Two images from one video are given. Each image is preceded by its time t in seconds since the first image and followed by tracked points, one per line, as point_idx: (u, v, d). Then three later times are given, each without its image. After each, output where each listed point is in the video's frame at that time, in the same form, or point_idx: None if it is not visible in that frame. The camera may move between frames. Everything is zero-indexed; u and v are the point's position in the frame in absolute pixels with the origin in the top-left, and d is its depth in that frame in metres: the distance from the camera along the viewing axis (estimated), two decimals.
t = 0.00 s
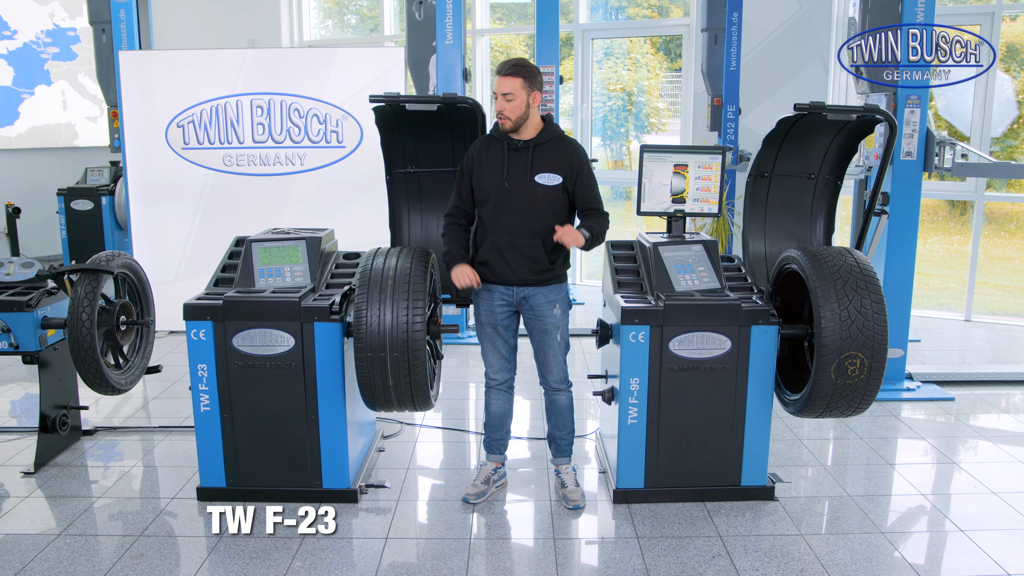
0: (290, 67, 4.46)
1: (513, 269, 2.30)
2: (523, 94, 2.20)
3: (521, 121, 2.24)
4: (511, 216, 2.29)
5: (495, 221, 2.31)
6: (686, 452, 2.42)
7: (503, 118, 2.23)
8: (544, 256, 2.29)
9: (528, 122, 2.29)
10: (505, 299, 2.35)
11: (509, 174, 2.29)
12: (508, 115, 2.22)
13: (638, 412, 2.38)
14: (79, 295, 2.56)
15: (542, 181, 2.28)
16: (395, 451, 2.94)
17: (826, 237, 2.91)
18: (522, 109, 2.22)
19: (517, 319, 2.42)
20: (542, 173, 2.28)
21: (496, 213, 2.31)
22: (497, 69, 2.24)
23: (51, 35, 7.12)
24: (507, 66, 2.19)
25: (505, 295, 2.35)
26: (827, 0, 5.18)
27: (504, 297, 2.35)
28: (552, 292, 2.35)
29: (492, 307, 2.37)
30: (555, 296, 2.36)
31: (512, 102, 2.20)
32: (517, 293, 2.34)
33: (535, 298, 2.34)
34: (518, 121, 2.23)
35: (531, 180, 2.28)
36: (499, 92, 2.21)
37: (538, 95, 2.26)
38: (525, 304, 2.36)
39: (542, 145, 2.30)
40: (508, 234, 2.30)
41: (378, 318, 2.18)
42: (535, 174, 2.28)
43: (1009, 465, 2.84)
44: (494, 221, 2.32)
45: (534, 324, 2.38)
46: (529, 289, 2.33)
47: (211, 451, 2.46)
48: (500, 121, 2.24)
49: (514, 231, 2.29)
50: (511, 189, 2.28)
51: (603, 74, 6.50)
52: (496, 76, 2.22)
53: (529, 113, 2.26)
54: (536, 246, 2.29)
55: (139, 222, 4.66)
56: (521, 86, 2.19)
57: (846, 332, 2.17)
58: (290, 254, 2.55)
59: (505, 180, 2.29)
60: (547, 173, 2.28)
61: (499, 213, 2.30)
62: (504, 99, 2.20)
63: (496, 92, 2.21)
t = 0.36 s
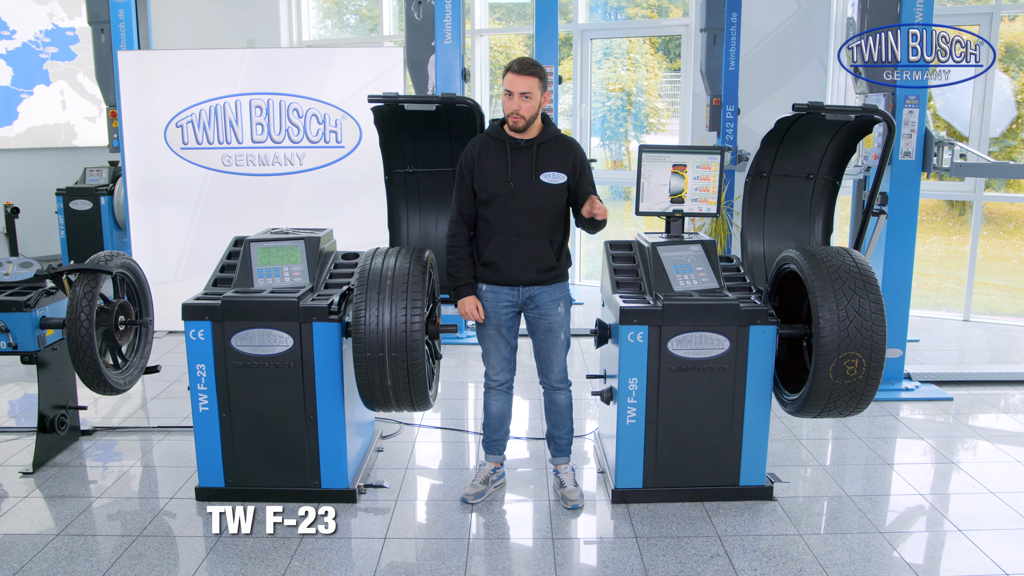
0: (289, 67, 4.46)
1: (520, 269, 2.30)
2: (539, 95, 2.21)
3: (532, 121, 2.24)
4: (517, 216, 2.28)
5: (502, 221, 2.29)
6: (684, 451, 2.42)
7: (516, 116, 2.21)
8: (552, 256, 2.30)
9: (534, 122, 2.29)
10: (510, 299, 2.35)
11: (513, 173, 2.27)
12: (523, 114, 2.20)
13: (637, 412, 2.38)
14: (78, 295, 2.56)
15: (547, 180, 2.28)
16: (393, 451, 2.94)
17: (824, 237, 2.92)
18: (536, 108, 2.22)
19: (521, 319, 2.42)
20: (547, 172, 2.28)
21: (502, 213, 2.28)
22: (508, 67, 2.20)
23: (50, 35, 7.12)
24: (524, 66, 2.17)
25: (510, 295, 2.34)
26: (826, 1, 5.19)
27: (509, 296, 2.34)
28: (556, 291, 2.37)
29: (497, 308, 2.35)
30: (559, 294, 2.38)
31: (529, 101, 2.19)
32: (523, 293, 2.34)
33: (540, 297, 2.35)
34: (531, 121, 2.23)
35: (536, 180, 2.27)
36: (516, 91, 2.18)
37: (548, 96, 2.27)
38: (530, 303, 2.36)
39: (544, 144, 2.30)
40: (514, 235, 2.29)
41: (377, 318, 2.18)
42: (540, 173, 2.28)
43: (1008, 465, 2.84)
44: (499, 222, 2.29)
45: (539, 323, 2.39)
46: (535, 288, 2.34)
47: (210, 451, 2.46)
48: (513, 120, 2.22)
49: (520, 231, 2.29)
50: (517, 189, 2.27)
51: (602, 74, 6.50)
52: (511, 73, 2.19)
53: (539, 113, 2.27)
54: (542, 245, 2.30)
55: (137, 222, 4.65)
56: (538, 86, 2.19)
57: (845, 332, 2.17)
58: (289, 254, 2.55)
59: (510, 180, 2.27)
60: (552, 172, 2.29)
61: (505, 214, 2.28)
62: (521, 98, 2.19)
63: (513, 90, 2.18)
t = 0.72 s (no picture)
0: (288, 67, 4.46)
1: (525, 269, 2.30)
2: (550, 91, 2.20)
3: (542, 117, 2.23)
4: (522, 216, 2.27)
5: (508, 222, 2.28)
6: (683, 451, 2.42)
7: (527, 113, 2.20)
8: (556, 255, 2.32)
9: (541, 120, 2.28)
10: (515, 300, 2.34)
11: (519, 173, 2.26)
12: (534, 111, 2.19)
13: (635, 412, 2.38)
14: (76, 295, 2.55)
15: (552, 180, 2.28)
16: (392, 451, 2.94)
17: (823, 237, 2.92)
18: (547, 105, 2.21)
19: (525, 319, 2.42)
20: (552, 172, 2.29)
21: (508, 214, 2.27)
22: (515, 65, 2.18)
23: (48, 35, 7.11)
24: (535, 62, 2.16)
25: (514, 296, 2.34)
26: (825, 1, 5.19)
27: (514, 296, 2.34)
28: (559, 290, 2.37)
29: (501, 308, 2.35)
30: (562, 293, 2.38)
31: (541, 98, 2.18)
32: (527, 292, 2.34)
33: (544, 296, 2.35)
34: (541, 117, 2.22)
35: (541, 180, 2.27)
36: (527, 88, 2.17)
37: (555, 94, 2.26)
38: (534, 303, 2.36)
39: (548, 144, 2.30)
40: (519, 235, 2.29)
41: (375, 318, 2.18)
42: (546, 174, 2.28)
43: (1006, 465, 2.84)
44: (505, 223, 2.28)
45: (542, 323, 2.39)
46: (540, 287, 2.34)
47: (208, 451, 2.46)
48: (523, 117, 2.21)
49: (526, 231, 2.28)
50: (523, 190, 2.26)
51: (601, 74, 6.50)
52: (521, 70, 2.18)
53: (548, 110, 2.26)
54: (548, 245, 2.30)
55: (136, 222, 4.65)
56: (548, 82, 2.19)
57: (843, 332, 2.17)
58: (287, 254, 2.55)
59: (516, 180, 2.26)
60: (557, 173, 2.29)
61: (511, 214, 2.27)
62: (533, 95, 2.18)
63: (524, 87, 2.17)
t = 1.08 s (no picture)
0: (287, 67, 4.45)
1: (532, 270, 2.30)
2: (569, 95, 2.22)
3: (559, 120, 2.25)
4: (529, 216, 2.27)
5: (515, 222, 2.27)
6: (682, 451, 2.42)
7: (551, 118, 2.20)
8: (563, 256, 2.32)
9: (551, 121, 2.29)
10: (522, 301, 2.34)
11: (525, 173, 2.26)
12: (559, 115, 2.20)
13: (634, 412, 2.38)
14: (74, 295, 2.55)
15: (557, 181, 2.28)
16: (390, 451, 2.94)
17: (822, 237, 2.93)
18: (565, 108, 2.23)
19: (529, 319, 2.41)
20: (557, 172, 2.29)
21: (515, 214, 2.27)
22: (539, 69, 2.16)
23: (46, 34, 7.11)
24: (560, 68, 2.16)
25: (522, 297, 2.34)
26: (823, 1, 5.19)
27: (521, 297, 2.34)
28: (564, 290, 2.37)
29: (508, 308, 2.34)
30: (568, 294, 2.38)
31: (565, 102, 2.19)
32: (533, 293, 2.34)
33: (551, 296, 2.35)
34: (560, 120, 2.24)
35: (547, 180, 2.27)
36: (555, 93, 2.17)
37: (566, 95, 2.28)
38: (540, 303, 2.36)
39: (552, 144, 2.30)
40: (526, 235, 2.28)
41: (374, 318, 2.18)
42: (551, 174, 2.28)
43: (1004, 465, 2.85)
44: (512, 224, 2.27)
45: (546, 323, 2.39)
46: (546, 288, 2.34)
47: (206, 451, 2.46)
48: (548, 122, 2.21)
49: (533, 232, 2.28)
50: (529, 190, 2.26)
51: (599, 74, 6.50)
52: (546, 75, 2.16)
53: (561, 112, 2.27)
54: (554, 246, 2.31)
55: (134, 222, 4.65)
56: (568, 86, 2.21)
57: (842, 332, 2.17)
58: (286, 254, 2.55)
59: (522, 181, 2.26)
60: (562, 173, 2.29)
61: (518, 214, 2.27)
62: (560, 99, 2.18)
63: (553, 93, 2.16)
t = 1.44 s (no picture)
0: (285, 67, 4.45)
1: (538, 270, 2.29)
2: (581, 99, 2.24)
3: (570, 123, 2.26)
4: (535, 216, 2.27)
5: (521, 222, 2.27)
6: (680, 451, 2.42)
7: (564, 122, 2.21)
8: (568, 257, 2.32)
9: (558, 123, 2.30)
10: (526, 302, 2.34)
11: (532, 174, 2.26)
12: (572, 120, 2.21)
13: (632, 412, 2.38)
14: (72, 295, 2.55)
15: (563, 182, 2.29)
16: (388, 451, 2.93)
17: (820, 237, 2.91)
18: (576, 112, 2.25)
19: (532, 319, 2.41)
20: (563, 173, 2.29)
21: (521, 214, 2.26)
22: (556, 72, 2.17)
23: (44, 34, 7.10)
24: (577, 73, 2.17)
25: (526, 297, 2.34)
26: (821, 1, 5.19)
27: (525, 298, 2.33)
28: (568, 290, 2.37)
29: (512, 308, 2.34)
30: (572, 294, 2.38)
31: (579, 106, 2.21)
32: (537, 294, 2.34)
33: (555, 296, 2.35)
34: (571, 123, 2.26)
35: (554, 181, 2.27)
36: (571, 98, 2.17)
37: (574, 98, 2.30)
38: (543, 304, 2.36)
39: (559, 145, 2.30)
40: (532, 236, 2.28)
41: (372, 319, 2.18)
42: (558, 174, 2.28)
43: (1002, 465, 2.85)
44: (517, 224, 2.27)
45: (548, 323, 2.39)
46: (551, 288, 2.34)
47: (203, 452, 2.45)
48: (561, 125, 2.21)
49: (539, 233, 2.28)
50: (535, 190, 2.26)
51: (598, 74, 6.49)
52: (563, 79, 2.16)
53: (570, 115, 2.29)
54: (560, 246, 2.31)
55: (132, 223, 4.64)
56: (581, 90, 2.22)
57: (840, 332, 2.17)
58: (284, 254, 2.55)
59: (529, 181, 2.25)
60: (568, 174, 2.30)
61: (524, 215, 2.27)
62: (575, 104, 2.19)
63: (569, 98, 2.17)
